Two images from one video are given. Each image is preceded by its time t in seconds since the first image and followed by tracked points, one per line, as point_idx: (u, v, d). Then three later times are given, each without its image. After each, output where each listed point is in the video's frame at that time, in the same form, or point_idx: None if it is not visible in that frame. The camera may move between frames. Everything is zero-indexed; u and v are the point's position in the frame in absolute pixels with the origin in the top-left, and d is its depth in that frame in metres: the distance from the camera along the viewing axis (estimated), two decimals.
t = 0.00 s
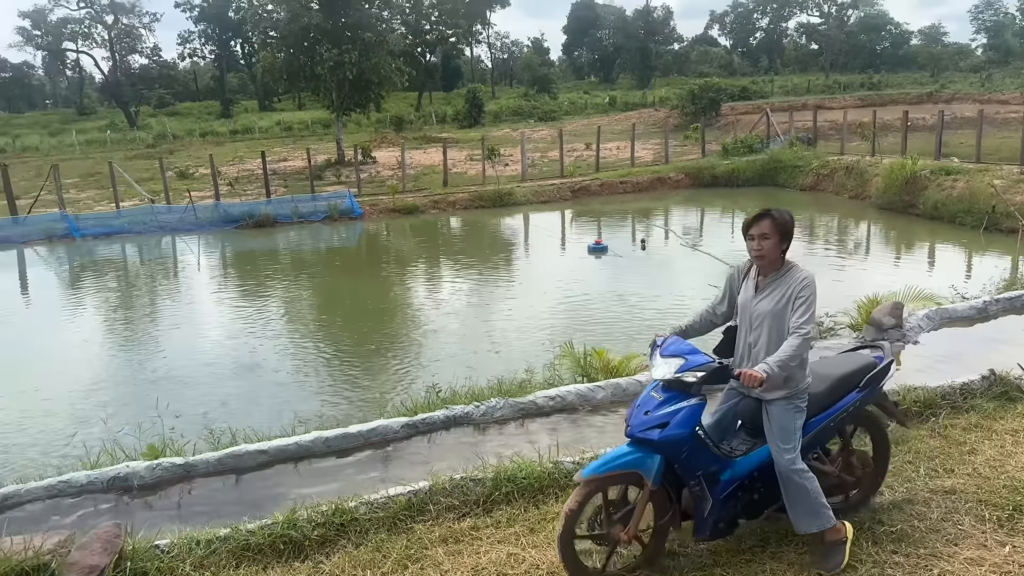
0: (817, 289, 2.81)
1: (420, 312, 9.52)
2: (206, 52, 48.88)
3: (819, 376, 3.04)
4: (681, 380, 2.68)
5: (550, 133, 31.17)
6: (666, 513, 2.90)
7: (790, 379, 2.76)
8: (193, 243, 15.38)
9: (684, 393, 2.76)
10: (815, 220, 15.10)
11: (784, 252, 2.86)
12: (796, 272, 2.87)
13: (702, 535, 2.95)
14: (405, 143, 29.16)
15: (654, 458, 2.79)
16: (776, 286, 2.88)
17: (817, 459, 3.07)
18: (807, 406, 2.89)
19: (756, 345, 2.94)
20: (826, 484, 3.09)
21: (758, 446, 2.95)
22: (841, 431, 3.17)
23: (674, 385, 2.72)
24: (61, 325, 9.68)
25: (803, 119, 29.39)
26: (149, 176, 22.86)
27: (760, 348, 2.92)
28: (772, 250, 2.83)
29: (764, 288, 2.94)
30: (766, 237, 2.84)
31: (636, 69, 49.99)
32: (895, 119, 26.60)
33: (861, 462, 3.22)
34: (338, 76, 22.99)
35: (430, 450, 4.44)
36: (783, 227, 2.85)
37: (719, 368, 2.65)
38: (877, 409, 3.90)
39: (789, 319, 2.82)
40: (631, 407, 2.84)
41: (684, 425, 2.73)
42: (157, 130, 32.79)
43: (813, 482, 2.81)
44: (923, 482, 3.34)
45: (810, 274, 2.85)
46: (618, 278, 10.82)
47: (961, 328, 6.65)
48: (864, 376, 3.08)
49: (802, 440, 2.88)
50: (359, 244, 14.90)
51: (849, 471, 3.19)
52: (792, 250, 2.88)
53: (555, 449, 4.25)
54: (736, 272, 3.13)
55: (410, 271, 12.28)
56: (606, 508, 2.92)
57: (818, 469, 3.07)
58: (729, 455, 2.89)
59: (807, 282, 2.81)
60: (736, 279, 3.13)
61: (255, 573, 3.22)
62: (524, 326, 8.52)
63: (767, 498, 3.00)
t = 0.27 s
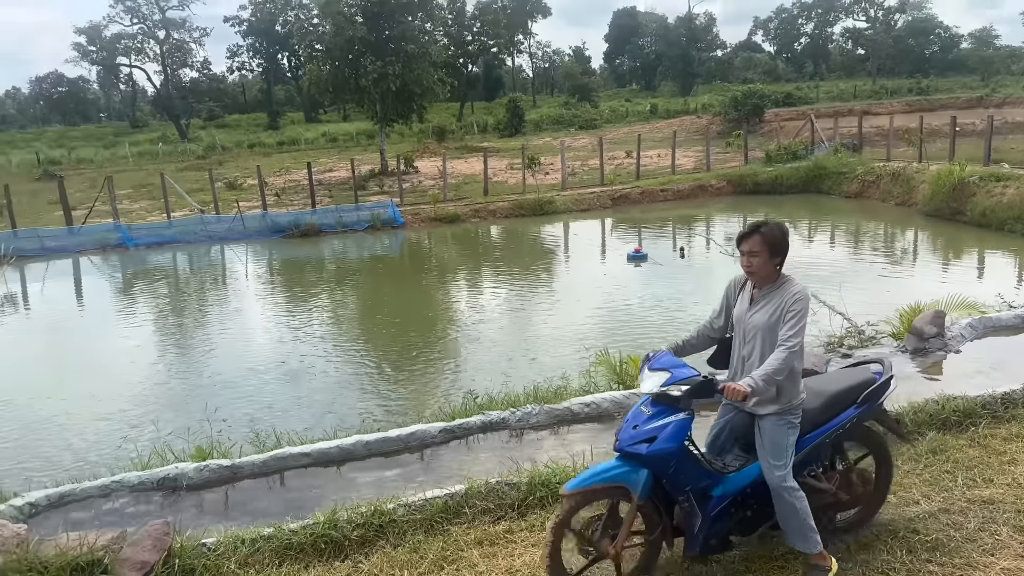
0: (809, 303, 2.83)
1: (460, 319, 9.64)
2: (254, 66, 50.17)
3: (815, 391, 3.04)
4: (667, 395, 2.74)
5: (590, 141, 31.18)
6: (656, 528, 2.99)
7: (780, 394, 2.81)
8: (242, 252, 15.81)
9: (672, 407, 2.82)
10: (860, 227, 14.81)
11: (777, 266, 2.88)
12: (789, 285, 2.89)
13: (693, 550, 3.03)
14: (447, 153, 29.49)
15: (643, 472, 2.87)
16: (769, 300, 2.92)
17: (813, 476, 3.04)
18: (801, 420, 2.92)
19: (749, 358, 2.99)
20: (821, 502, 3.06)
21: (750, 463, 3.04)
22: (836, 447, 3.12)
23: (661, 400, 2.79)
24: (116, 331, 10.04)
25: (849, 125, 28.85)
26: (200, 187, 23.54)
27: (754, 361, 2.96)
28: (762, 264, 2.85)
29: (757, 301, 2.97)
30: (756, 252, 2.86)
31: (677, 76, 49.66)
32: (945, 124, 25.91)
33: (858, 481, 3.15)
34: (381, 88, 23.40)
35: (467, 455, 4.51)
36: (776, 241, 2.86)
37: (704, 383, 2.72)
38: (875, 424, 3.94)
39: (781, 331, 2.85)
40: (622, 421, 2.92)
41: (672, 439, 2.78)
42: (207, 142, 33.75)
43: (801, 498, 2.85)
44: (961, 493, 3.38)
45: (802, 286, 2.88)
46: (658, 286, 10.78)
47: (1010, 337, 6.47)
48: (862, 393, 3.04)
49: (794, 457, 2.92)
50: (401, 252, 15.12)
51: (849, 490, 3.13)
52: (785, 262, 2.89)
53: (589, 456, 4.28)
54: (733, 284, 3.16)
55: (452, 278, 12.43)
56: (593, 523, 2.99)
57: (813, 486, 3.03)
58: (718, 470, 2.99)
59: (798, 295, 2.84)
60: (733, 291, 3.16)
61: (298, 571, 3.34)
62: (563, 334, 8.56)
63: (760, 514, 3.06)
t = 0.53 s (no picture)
0: (819, 321, 2.94)
1: (526, 324, 9.81)
2: (329, 79, 51.72)
3: (827, 411, 3.25)
4: (674, 409, 2.96)
5: (659, 148, 30.88)
6: (664, 541, 3.17)
7: (788, 410, 2.96)
8: (317, 259, 16.40)
9: (679, 422, 3.03)
10: (942, 234, 14.22)
11: (788, 283, 2.99)
12: (800, 302, 3.01)
13: (701, 566, 3.20)
14: (515, 161, 29.74)
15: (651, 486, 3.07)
16: (780, 317, 3.04)
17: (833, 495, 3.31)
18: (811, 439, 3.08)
19: (761, 374, 3.12)
20: (838, 520, 3.36)
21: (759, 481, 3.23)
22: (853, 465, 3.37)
23: (669, 414, 3.00)
24: (200, 334, 10.55)
25: (932, 128, 27.68)
26: (277, 196, 24.46)
27: (765, 376, 3.10)
28: (771, 281, 2.97)
29: (769, 317, 3.10)
30: (765, 269, 2.98)
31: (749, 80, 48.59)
32: None
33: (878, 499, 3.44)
34: (451, 97, 23.84)
35: (532, 457, 4.63)
36: (787, 259, 2.97)
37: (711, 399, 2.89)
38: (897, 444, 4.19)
39: (791, 349, 2.98)
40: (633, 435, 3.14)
41: (678, 451, 2.99)
42: (284, 153, 35.00)
43: (796, 517, 3.04)
44: None
45: (815, 302, 2.99)
46: (726, 294, 10.67)
47: None
48: (880, 411, 3.25)
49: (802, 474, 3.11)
50: (469, 259, 15.40)
51: (869, 507, 3.41)
52: (796, 279, 3.01)
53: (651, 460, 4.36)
54: (748, 300, 3.29)
55: (519, 285, 12.60)
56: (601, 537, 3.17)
57: (831, 507, 3.31)
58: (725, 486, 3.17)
59: (809, 312, 2.95)
60: (748, 307, 3.29)
61: (372, 562, 3.58)
62: (629, 340, 8.60)
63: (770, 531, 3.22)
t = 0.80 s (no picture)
0: (851, 335, 3.01)
1: (618, 326, 9.88)
2: (427, 85, 53.08)
3: (863, 426, 3.30)
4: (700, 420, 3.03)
5: (758, 149, 30.03)
6: (688, 549, 3.27)
7: (818, 422, 3.03)
8: (415, 261, 16.99)
9: (705, 433, 3.09)
10: None
11: (821, 296, 3.08)
12: (833, 316, 3.08)
13: None
14: (609, 164, 29.65)
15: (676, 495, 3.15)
16: (813, 330, 3.12)
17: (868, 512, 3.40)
18: (845, 454, 3.13)
19: (794, 385, 3.20)
20: (872, 538, 3.47)
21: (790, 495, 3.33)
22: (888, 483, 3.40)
23: (695, 424, 3.07)
24: (303, 332, 11.13)
25: None
26: (378, 200, 25.39)
27: (798, 388, 3.17)
28: (804, 293, 3.06)
29: (802, 329, 3.18)
30: (799, 281, 3.07)
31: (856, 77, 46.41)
32: None
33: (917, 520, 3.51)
34: (546, 101, 24.06)
35: (624, 455, 4.76)
36: (820, 272, 3.06)
37: (736, 410, 2.97)
38: (945, 465, 4.23)
39: (823, 362, 3.05)
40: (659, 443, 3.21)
41: (703, 462, 3.05)
42: (384, 158, 36.21)
43: (825, 533, 3.10)
44: None
45: (847, 315, 3.05)
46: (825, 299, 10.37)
47: None
48: (918, 430, 3.29)
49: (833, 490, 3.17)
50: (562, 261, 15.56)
51: (905, 527, 3.50)
52: (830, 292, 3.09)
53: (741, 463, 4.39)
54: (785, 313, 3.38)
55: (612, 287, 12.66)
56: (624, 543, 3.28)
57: (864, 525, 3.45)
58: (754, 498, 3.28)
59: (841, 324, 3.02)
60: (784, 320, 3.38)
61: (469, 547, 3.85)
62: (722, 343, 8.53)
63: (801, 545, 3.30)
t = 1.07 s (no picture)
0: (900, 351, 2.82)
1: (732, 327, 9.65)
2: (541, 84, 53.49)
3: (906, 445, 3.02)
4: (735, 433, 2.87)
5: (887, 146, 28.34)
6: (719, 566, 3.07)
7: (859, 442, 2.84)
8: (524, 258, 17.22)
9: (740, 446, 2.90)
10: None
11: (867, 309, 2.90)
12: (881, 330, 2.89)
13: None
14: (724, 161, 28.86)
15: (704, 508, 2.95)
16: (858, 344, 2.94)
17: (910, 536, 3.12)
18: (886, 475, 2.92)
19: (835, 403, 3.01)
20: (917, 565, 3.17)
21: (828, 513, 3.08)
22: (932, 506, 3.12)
23: (729, 436, 2.89)
24: (415, 327, 11.54)
25: None
26: (490, 199, 25.91)
27: (839, 404, 2.98)
28: (852, 304, 2.89)
29: (847, 343, 2.99)
30: (847, 291, 2.91)
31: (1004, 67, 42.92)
32: None
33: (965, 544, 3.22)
34: (661, 98, 23.70)
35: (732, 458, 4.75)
36: (869, 284, 2.89)
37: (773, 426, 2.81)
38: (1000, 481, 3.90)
39: (867, 380, 2.86)
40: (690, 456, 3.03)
41: (735, 476, 2.85)
42: (497, 157, 36.83)
43: (864, 556, 2.86)
44: None
45: (896, 332, 2.86)
46: (958, 304, 9.69)
47: None
48: (967, 450, 2.97)
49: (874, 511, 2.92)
50: (673, 261, 15.32)
51: (953, 554, 3.20)
52: (879, 305, 2.91)
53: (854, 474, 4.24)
54: (828, 326, 3.20)
55: (726, 288, 12.36)
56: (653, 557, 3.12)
57: (905, 549, 3.16)
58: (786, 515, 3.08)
59: (889, 342, 2.83)
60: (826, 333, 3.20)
61: (577, 539, 4.02)
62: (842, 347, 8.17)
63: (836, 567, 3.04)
